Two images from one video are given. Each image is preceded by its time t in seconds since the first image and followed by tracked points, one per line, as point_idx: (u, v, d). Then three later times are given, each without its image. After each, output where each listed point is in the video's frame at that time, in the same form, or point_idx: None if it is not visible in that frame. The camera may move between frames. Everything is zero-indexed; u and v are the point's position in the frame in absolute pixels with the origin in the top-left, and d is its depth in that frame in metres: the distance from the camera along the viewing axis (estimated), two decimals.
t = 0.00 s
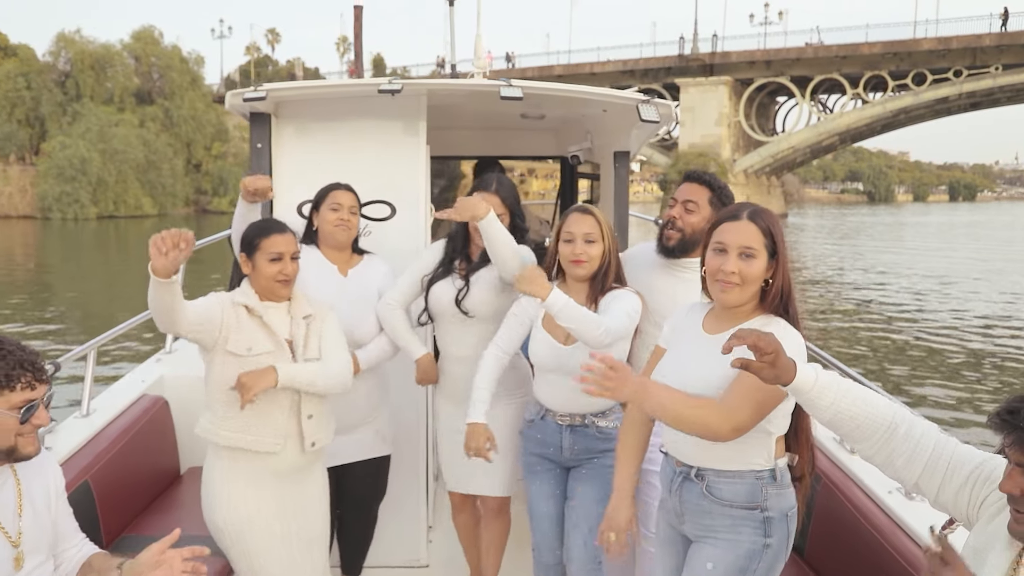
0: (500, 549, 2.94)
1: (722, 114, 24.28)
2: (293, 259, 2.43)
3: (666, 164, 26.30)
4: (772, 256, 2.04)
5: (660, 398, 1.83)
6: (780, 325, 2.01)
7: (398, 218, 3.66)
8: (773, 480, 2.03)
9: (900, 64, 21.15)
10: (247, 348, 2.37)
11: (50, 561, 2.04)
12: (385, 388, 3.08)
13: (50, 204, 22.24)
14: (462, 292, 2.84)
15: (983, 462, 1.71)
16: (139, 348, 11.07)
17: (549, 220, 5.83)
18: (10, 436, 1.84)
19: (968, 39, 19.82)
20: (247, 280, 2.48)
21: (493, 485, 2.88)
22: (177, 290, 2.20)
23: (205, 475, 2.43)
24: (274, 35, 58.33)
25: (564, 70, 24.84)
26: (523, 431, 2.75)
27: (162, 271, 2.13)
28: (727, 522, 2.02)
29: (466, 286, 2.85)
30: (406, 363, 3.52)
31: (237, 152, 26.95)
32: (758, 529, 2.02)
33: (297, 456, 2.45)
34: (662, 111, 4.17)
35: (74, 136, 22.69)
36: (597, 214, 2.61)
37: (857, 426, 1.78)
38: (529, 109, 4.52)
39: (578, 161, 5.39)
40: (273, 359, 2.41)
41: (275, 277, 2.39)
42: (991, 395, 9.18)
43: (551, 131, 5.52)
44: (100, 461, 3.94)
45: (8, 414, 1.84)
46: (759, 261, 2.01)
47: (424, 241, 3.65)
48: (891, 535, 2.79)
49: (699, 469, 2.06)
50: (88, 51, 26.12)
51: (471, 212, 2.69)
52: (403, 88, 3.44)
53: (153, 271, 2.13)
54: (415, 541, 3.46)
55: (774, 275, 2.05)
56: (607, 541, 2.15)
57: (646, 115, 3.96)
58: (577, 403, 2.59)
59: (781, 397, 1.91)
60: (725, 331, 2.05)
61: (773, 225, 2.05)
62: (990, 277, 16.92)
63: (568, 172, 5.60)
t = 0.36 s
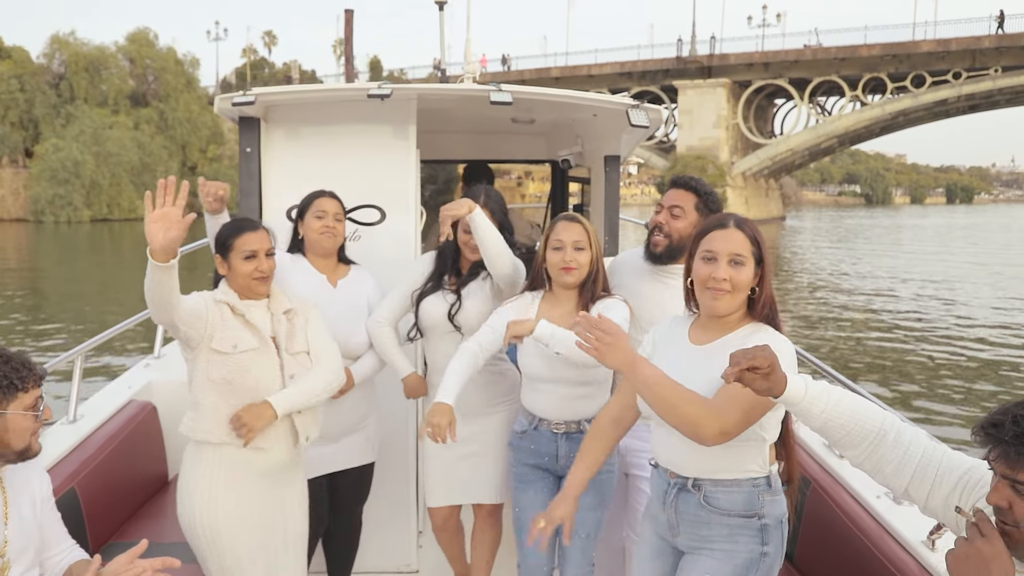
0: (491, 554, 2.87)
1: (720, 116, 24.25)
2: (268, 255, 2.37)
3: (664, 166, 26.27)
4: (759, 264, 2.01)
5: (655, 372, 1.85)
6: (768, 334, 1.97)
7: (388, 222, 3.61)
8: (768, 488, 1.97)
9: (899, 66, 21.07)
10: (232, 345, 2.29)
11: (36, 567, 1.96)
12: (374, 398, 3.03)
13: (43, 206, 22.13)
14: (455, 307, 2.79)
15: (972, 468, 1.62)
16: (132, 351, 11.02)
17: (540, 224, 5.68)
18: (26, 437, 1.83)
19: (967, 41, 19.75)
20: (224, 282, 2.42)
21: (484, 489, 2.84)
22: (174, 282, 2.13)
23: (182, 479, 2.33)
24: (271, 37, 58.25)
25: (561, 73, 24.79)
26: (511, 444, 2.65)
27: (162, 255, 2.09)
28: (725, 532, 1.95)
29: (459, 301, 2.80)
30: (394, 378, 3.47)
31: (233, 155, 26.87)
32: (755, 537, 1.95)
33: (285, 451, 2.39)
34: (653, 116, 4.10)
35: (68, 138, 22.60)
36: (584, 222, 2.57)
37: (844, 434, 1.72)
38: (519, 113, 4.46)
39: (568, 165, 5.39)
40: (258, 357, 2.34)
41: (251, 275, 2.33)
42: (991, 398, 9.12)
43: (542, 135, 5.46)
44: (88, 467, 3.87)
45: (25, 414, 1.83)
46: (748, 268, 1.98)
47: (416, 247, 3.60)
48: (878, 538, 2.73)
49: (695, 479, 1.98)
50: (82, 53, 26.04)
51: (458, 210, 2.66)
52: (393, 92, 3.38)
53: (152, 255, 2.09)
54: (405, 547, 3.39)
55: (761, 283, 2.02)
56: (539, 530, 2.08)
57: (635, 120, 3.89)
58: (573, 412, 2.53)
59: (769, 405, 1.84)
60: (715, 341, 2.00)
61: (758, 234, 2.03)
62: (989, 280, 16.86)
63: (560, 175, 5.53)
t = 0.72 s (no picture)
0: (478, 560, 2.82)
1: (716, 119, 24.25)
2: (242, 266, 2.37)
3: (660, 170, 26.25)
4: (741, 265, 1.98)
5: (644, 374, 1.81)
6: (752, 334, 1.95)
7: (376, 227, 3.55)
8: (756, 487, 1.92)
9: (895, 69, 21.06)
10: (208, 357, 2.25)
11: None
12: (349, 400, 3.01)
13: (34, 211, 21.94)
14: (445, 310, 2.79)
15: (950, 470, 1.58)
16: (122, 355, 10.94)
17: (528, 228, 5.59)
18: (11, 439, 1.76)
19: (963, 44, 19.75)
20: (199, 294, 2.41)
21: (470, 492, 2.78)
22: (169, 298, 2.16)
23: (156, 491, 2.27)
24: (265, 40, 58.14)
25: (556, 76, 24.76)
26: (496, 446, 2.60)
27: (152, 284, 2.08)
28: (716, 534, 1.88)
29: (448, 305, 2.80)
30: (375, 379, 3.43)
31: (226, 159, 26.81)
32: (746, 537, 1.89)
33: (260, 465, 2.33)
34: (640, 121, 4.11)
35: (59, 142, 22.48)
36: (567, 225, 2.59)
37: (822, 430, 1.69)
38: (506, 119, 4.42)
39: (557, 170, 5.39)
40: (235, 369, 2.30)
41: (223, 285, 2.34)
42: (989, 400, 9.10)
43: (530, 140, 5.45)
44: (72, 476, 3.78)
45: (9, 418, 1.75)
46: (731, 268, 1.95)
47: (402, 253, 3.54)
48: (864, 544, 2.68)
49: (684, 483, 1.91)
50: (74, 56, 25.98)
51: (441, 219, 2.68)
52: (379, 98, 3.32)
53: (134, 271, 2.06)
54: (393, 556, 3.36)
55: (743, 284, 2.01)
56: (467, 496, 1.98)
57: (623, 125, 3.93)
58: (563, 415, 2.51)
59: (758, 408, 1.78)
60: (699, 344, 1.97)
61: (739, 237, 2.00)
62: (984, 284, 16.85)
63: (548, 180, 5.48)
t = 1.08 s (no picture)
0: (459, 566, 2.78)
1: (709, 123, 24.23)
2: (214, 277, 2.29)
3: (653, 174, 26.22)
4: (714, 263, 2.05)
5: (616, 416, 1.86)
6: (729, 334, 2.00)
7: (361, 233, 3.48)
8: (736, 490, 1.99)
9: (889, 73, 21.05)
10: (181, 373, 2.21)
11: None
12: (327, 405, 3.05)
13: (20, 215, 21.67)
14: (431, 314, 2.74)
15: (928, 480, 1.58)
16: (111, 361, 10.84)
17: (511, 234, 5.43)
18: None
19: (957, 48, 19.74)
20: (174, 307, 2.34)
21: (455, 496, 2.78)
22: (158, 310, 2.15)
23: (134, 507, 2.25)
24: (257, 44, 57.91)
25: (549, 80, 24.68)
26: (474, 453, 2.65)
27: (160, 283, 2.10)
28: (695, 534, 1.96)
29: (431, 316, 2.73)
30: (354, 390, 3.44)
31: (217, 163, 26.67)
32: (724, 538, 1.97)
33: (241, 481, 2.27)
34: (624, 126, 4.07)
35: (47, 146, 22.29)
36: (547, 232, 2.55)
37: (807, 446, 1.71)
38: (491, 124, 4.34)
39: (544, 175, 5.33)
40: (208, 386, 2.24)
41: (196, 297, 2.26)
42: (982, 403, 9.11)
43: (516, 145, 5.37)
44: (51, 484, 3.69)
45: None
46: (704, 266, 2.02)
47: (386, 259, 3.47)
48: (849, 550, 2.67)
49: (666, 485, 1.98)
50: (64, 60, 25.82)
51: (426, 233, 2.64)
52: (363, 103, 3.24)
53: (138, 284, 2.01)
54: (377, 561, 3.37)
55: (720, 283, 2.06)
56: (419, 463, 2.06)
57: (607, 131, 3.88)
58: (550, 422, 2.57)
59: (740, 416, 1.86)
60: (680, 345, 2.02)
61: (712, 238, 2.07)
62: (977, 288, 16.85)
63: (533, 185, 5.44)
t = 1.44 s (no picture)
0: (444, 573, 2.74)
1: (701, 128, 24.21)
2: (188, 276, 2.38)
3: (645, 178, 26.18)
4: (683, 271, 2.02)
5: (615, 507, 1.85)
6: (705, 343, 1.97)
7: (343, 239, 3.53)
8: (715, 502, 1.96)
9: (881, 77, 21.06)
10: (151, 372, 2.19)
11: None
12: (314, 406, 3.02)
13: (5, 220, 21.40)
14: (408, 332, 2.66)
15: (904, 485, 1.58)
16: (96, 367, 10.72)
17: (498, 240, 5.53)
18: None
19: (949, 52, 19.75)
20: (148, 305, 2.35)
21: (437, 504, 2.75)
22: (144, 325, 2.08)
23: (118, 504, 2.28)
24: (247, 47, 57.75)
25: (541, 84, 24.61)
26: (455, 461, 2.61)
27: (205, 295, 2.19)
28: (672, 545, 1.93)
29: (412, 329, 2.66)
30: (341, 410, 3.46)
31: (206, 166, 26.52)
32: (702, 551, 1.93)
33: (213, 476, 2.28)
34: (606, 130, 4.11)
35: (33, 149, 22.08)
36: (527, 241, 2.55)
37: (772, 445, 1.68)
38: (475, 129, 4.31)
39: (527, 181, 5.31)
40: (177, 382, 2.23)
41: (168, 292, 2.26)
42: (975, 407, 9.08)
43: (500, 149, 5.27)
44: (29, 494, 3.59)
45: None
46: (670, 275, 2.00)
47: (369, 264, 3.52)
48: (829, 553, 2.63)
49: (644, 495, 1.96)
50: (50, 62, 25.62)
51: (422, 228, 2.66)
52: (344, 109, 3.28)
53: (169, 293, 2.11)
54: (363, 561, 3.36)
55: (691, 290, 2.03)
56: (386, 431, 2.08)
57: (589, 136, 3.91)
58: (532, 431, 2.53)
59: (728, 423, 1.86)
60: (660, 358, 1.99)
61: (681, 247, 2.04)
62: (968, 292, 16.87)
63: (518, 191, 5.44)
